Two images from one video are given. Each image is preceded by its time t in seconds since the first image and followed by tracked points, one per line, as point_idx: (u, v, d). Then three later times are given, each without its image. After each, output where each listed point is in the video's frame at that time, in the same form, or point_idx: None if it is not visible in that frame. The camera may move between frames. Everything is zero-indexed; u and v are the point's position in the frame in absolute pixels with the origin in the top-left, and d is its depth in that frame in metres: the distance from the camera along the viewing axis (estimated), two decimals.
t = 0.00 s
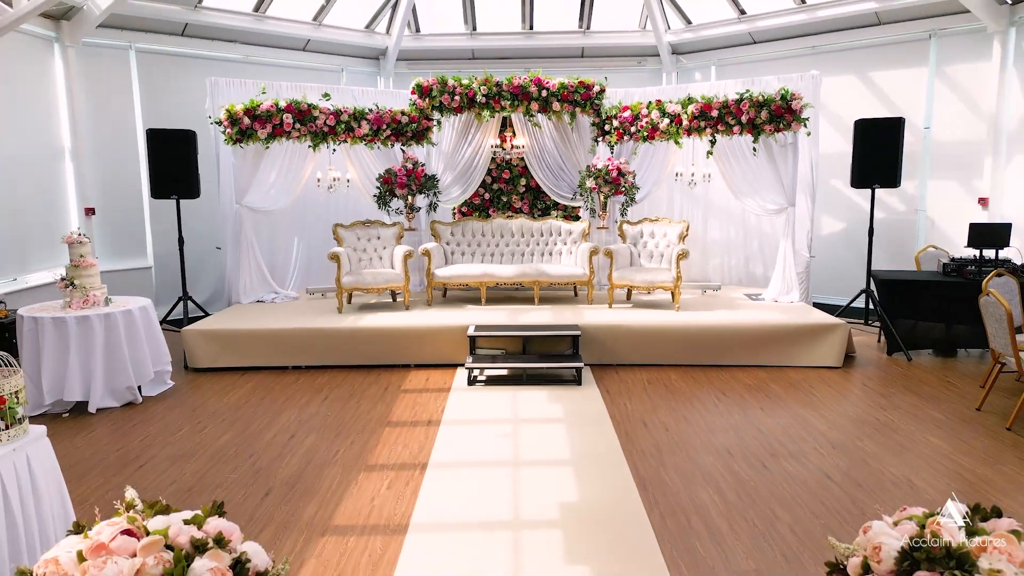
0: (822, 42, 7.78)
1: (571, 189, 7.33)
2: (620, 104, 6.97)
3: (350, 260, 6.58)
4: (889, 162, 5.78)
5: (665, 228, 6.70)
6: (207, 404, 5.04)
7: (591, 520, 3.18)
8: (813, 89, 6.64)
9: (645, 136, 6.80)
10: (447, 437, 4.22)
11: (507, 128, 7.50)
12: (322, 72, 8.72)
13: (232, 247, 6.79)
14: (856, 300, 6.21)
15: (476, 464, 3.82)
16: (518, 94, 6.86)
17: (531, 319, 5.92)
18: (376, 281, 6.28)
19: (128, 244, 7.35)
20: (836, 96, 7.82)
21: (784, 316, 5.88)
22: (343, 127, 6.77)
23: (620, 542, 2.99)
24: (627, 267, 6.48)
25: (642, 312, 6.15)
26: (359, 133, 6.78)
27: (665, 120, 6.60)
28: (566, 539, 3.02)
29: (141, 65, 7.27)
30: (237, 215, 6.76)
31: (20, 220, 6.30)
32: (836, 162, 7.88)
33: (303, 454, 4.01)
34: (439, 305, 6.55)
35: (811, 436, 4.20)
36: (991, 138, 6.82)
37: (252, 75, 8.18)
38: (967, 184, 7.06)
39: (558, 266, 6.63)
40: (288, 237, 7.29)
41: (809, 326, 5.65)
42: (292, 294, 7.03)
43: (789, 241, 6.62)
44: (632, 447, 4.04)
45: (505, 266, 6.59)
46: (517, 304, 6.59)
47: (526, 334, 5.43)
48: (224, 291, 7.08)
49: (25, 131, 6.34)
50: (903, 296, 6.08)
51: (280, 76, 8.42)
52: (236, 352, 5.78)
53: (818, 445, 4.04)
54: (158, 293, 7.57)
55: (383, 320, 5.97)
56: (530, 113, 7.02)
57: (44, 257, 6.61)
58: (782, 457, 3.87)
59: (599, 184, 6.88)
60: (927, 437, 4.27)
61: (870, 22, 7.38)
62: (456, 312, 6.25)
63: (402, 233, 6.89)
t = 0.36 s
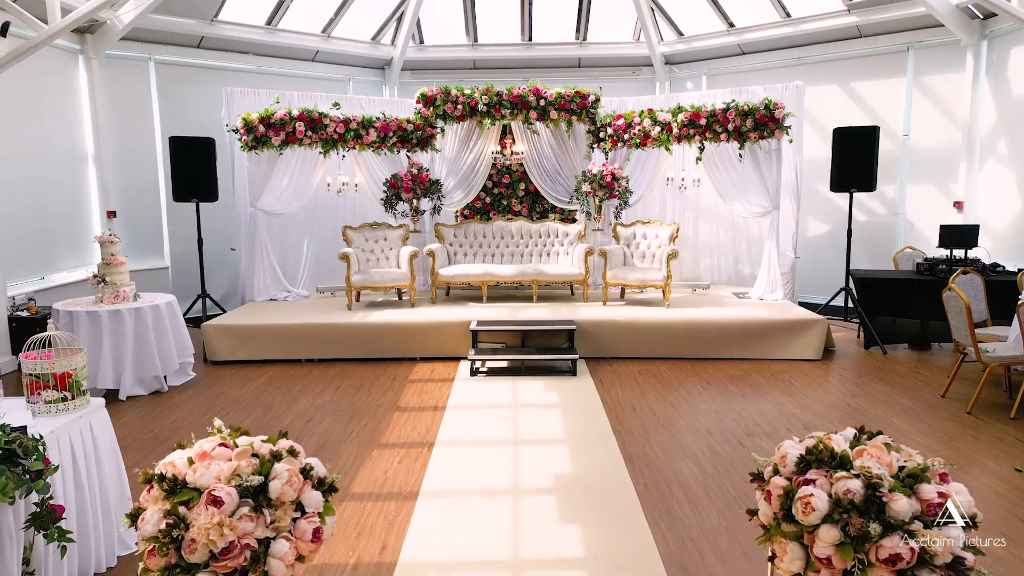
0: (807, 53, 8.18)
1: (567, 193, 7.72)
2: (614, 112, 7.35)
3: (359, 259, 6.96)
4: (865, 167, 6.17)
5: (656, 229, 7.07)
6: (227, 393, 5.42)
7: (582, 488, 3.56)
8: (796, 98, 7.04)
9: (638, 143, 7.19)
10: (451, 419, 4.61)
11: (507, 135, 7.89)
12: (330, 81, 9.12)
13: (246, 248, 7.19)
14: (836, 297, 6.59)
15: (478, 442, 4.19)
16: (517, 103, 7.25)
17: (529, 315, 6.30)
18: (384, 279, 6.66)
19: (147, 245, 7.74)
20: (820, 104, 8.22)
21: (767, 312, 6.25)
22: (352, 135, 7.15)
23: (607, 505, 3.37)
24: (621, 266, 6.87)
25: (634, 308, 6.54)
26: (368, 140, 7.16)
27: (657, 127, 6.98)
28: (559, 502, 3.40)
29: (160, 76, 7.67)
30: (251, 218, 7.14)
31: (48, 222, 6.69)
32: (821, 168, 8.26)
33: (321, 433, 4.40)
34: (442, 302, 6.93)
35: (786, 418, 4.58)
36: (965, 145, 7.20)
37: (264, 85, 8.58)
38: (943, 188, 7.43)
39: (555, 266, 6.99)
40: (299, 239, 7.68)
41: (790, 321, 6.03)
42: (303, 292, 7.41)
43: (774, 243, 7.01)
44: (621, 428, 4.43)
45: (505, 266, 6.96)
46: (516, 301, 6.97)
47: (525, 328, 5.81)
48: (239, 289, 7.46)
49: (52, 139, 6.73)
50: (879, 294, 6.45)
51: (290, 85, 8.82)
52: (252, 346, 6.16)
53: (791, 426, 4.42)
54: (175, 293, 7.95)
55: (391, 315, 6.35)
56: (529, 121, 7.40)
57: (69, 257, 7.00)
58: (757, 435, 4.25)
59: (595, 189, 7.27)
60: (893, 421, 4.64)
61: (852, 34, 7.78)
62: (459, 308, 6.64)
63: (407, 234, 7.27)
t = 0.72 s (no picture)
0: (791, 70, 8.59)
1: (563, 203, 8.09)
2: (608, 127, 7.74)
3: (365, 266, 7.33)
4: (844, 178, 6.55)
5: (648, 238, 7.45)
6: (242, 390, 5.76)
7: (573, 471, 3.91)
8: (779, 112, 7.38)
9: (630, 155, 7.57)
10: (453, 414, 4.95)
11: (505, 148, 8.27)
12: (337, 96, 9.51)
13: (257, 255, 7.55)
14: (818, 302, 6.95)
15: (478, 433, 4.54)
16: (515, 118, 7.64)
17: (527, 318, 6.65)
18: (389, 285, 7.01)
19: (162, 253, 8.12)
20: (806, 118, 8.61)
21: (752, 315, 6.61)
22: (359, 148, 7.54)
23: (594, 485, 3.72)
24: (614, 272, 7.23)
25: (626, 312, 6.89)
26: (373, 153, 7.54)
27: (648, 141, 7.36)
28: (551, 483, 3.74)
29: (176, 93, 8.06)
30: (263, 227, 7.52)
31: (70, 231, 7.06)
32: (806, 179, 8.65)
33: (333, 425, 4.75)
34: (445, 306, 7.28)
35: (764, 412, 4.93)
36: (941, 158, 7.57)
37: (274, 100, 8.97)
38: (922, 199, 7.79)
39: (551, 273, 7.35)
40: (308, 247, 8.04)
41: (773, 324, 6.38)
42: (311, 298, 7.77)
43: (759, 250, 7.38)
44: (611, 420, 4.78)
45: (504, 273, 7.32)
46: (515, 306, 7.33)
47: (522, 330, 6.16)
48: (250, 295, 7.83)
49: (76, 153, 7.11)
50: (858, 299, 6.81)
51: (299, 100, 9.22)
52: (264, 347, 6.51)
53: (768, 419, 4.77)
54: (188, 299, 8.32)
55: (395, 319, 6.70)
56: (527, 135, 7.77)
57: (89, 264, 7.36)
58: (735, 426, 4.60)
59: (589, 199, 7.65)
60: (864, 416, 4.99)
61: (834, 52, 8.17)
62: (460, 312, 6.99)
63: (411, 242, 7.64)
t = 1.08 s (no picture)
0: (777, 92, 9.02)
1: (560, 219, 8.48)
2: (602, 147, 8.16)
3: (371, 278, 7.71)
4: (823, 195, 6.94)
5: (640, 251, 7.87)
6: (257, 394, 6.12)
7: (566, 463, 4.27)
8: (764, 132, 7.77)
9: (623, 173, 7.99)
10: (455, 414, 5.31)
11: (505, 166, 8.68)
12: (344, 116, 9.94)
13: (269, 268, 7.94)
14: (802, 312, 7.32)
15: (478, 430, 4.90)
16: (514, 138, 8.07)
17: (525, 327, 7.02)
18: (394, 295, 7.38)
19: (176, 266, 8.51)
20: (791, 138, 9.03)
21: (738, 324, 6.99)
22: (366, 166, 7.95)
23: (585, 475, 4.08)
24: (608, 284, 7.61)
25: (619, 321, 7.26)
26: (379, 170, 7.94)
27: (639, 160, 7.77)
28: (546, 473, 4.10)
29: (192, 114, 8.49)
30: (274, 240, 7.91)
31: (92, 245, 7.45)
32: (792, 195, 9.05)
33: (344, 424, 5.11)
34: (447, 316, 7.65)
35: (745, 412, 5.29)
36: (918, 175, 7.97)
37: (284, 120, 9.40)
38: (901, 214, 8.19)
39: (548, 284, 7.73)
40: (316, 260, 8.43)
41: (757, 332, 6.76)
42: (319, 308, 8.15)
43: (746, 263, 7.76)
44: (603, 420, 5.14)
45: (503, 284, 7.69)
46: (514, 316, 7.70)
47: (520, 338, 6.52)
48: (261, 305, 8.21)
49: (98, 171, 7.52)
50: (839, 309, 7.18)
51: (308, 120, 9.64)
52: (276, 354, 6.88)
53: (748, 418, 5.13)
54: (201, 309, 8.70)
55: (400, 328, 7.07)
56: (526, 153, 8.18)
57: (108, 276, 7.73)
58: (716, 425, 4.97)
59: (584, 214, 8.05)
60: (839, 416, 5.35)
61: (817, 76, 8.60)
62: (462, 322, 7.36)
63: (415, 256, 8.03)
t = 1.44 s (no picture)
0: (765, 115, 9.44)
1: (558, 237, 8.87)
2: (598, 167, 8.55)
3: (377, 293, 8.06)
4: (807, 213, 7.32)
5: (634, 266, 8.25)
6: (270, 402, 6.46)
7: (562, 462, 4.61)
8: (752, 154, 8.16)
9: (618, 193, 8.38)
10: (458, 420, 5.65)
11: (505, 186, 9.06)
12: (350, 138, 10.35)
13: (279, 283, 8.31)
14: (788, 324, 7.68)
15: (481, 434, 5.23)
16: (514, 159, 8.47)
17: (524, 339, 7.37)
18: (400, 309, 7.73)
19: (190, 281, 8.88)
20: (779, 159, 9.44)
21: (727, 336, 7.34)
22: (373, 186, 8.34)
23: (579, 473, 4.42)
24: (604, 298, 7.98)
25: (615, 334, 7.61)
26: (385, 190, 8.32)
27: (633, 180, 8.16)
28: (543, 471, 4.44)
29: (207, 136, 8.89)
30: (285, 257, 8.29)
31: (112, 261, 7.82)
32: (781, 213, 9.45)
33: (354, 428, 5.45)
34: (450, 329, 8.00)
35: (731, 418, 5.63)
36: (899, 195, 8.35)
37: (293, 142, 9.81)
38: (884, 232, 8.56)
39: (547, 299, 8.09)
40: (324, 275, 8.79)
41: (745, 344, 7.11)
42: (327, 322, 8.50)
43: (735, 278, 8.14)
44: (597, 425, 5.47)
45: (504, 298, 8.05)
46: (514, 328, 8.05)
47: (520, 348, 6.88)
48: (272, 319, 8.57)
49: (119, 191, 7.91)
50: (823, 321, 7.54)
51: (316, 142, 10.06)
52: (287, 365, 7.23)
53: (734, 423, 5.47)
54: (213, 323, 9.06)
55: (405, 340, 7.42)
56: (525, 174, 8.57)
57: (127, 291, 8.11)
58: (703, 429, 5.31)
59: (581, 232, 8.43)
60: (819, 422, 5.69)
61: (803, 100, 9.02)
62: (464, 334, 7.71)
63: (419, 271, 8.41)
